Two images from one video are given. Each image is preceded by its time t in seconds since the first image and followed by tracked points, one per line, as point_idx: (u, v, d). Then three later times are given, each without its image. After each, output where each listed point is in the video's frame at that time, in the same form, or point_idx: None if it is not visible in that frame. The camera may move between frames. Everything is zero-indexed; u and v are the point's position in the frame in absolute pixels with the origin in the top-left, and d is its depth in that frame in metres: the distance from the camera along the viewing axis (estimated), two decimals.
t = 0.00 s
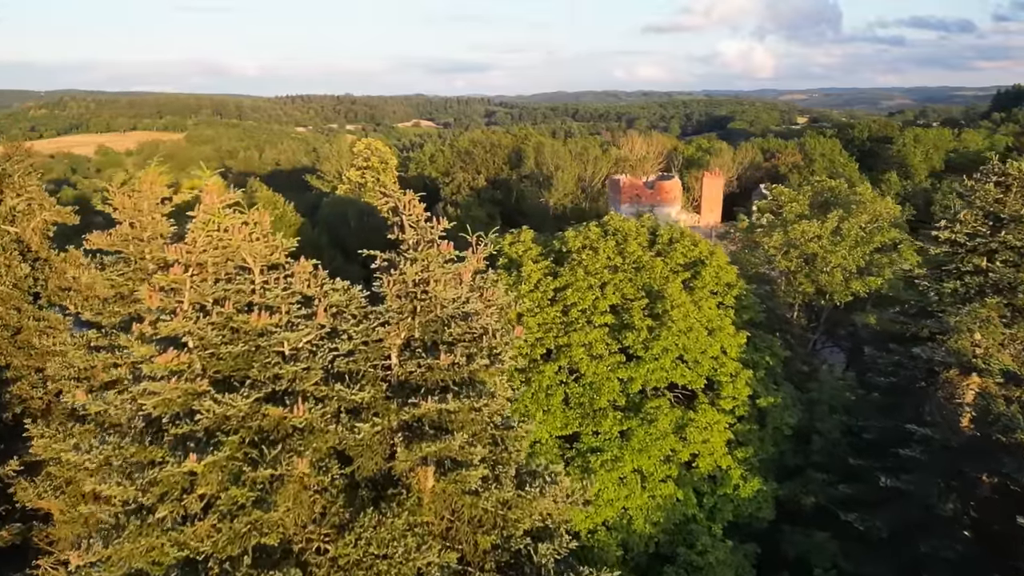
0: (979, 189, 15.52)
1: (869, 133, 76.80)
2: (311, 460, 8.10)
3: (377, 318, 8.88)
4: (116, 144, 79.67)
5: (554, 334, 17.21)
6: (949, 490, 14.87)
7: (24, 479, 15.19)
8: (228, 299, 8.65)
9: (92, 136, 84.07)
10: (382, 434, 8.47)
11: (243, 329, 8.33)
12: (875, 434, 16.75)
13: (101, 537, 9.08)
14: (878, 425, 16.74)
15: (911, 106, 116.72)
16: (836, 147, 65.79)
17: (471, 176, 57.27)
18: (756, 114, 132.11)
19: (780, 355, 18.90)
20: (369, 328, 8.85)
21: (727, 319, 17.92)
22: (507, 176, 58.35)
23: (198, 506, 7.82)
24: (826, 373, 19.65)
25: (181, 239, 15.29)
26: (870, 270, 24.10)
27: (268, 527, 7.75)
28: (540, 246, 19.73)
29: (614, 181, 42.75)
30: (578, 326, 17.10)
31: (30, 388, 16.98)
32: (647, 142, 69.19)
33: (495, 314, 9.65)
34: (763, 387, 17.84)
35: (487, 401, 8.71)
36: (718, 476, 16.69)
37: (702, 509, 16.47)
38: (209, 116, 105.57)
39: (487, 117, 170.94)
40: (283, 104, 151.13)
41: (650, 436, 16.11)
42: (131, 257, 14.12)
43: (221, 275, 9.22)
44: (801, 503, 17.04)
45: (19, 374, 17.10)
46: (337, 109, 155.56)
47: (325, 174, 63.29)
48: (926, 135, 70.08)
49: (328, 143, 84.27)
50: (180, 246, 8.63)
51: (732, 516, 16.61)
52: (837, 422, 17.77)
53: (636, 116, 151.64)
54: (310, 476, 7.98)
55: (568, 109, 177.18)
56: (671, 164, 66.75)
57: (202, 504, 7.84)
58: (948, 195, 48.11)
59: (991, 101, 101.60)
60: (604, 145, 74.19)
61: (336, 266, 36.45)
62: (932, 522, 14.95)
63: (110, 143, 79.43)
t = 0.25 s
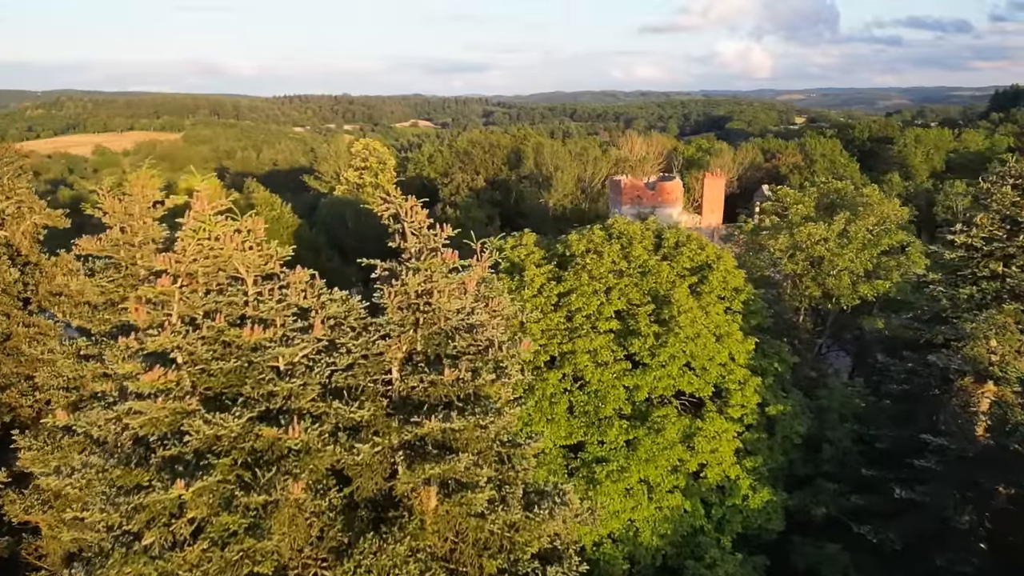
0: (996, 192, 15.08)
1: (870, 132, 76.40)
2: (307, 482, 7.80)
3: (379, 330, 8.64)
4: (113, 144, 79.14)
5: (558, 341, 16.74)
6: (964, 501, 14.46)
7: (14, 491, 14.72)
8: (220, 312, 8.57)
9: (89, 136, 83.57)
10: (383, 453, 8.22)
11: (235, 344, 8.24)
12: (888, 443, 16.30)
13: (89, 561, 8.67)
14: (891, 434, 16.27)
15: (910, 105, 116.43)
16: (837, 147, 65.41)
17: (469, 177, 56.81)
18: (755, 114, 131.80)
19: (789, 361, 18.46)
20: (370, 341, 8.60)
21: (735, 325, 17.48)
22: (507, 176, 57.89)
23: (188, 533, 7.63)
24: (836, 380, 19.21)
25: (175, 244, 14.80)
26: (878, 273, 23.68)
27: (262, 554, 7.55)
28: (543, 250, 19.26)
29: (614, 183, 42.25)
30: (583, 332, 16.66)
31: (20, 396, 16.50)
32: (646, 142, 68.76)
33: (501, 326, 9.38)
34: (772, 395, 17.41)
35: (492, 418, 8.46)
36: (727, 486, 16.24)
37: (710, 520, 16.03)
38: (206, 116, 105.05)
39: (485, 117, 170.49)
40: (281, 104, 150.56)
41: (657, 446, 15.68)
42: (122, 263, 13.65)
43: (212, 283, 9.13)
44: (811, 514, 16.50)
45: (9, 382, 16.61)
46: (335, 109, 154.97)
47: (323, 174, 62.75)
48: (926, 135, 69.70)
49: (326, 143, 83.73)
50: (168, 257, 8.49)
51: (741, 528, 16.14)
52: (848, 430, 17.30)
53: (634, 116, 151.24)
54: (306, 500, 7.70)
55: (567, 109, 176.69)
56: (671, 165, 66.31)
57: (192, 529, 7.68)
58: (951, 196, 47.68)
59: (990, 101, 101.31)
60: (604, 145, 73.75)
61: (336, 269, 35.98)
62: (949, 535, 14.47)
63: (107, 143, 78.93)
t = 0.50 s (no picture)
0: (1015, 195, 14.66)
1: (870, 133, 76.08)
2: (304, 507, 7.73)
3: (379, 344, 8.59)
4: (111, 144, 78.72)
5: (562, 348, 16.30)
6: (981, 514, 14.01)
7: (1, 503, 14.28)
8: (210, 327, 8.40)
9: (85, 137, 82.96)
10: (384, 473, 8.09)
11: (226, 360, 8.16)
12: (901, 454, 15.94)
13: None
14: (905, 444, 15.88)
15: (908, 105, 116.36)
16: (838, 148, 65.03)
17: (468, 177, 56.36)
18: (753, 114, 131.51)
19: (798, 367, 18.03)
20: (369, 355, 8.53)
21: (743, 330, 17.04)
22: (506, 177, 57.43)
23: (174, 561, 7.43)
24: (846, 387, 18.82)
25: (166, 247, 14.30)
26: (885, 276, 23.30)
27: None
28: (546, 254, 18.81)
29: (614, 183, 41.71)
30: (588, 339, 16.21)
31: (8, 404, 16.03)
32: (646, 142, 68.34)
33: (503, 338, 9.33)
34: (782, 402, 16.98)
35: (497, 436, 8.36)
36: (736, 497, 15.76)
37: (719, 532, 15.50)
38: (203, 116, 104.41)
39: (483, 117, 170.13)
40: (278, 104, 150.02)
41: (665, 456, 15.24)
42: (112, 270, 13.17)
43: (202, 294, 8.85)
44: (822, 525, 16.07)
45: None
46: (333, 109, 154.41)
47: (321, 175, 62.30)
48: (926, 136, 69.38)
49: (324, 144, 83.24)
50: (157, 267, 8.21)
51: (751, 540, 15.70)
52: (859, 439, 16.93)
53: (632, 116, 150.86)
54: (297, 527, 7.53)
55: (565, 110, 176.40)
56: (670, 165, 65.94)
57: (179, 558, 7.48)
58: (953, 196, 47.34)
59: (988, 101, 101.19)
60: (603, 145, 73.34)
61: (334, 272, 35.45)
62: (964, 548, 14.04)
63: (104, 143, 78.31)
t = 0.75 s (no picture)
0: None
1: (870, 134, 75.70)
2: (298, 537, 7.63)
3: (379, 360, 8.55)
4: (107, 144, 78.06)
5: (567, 355, 15.82)
6: (998, 527, 13.39)
7: None
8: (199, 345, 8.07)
9: (82, 137, 82.41)
10: (384, 498, 8.15)
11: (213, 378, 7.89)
12: (915, 464, 15.49)
13: None
14: (918, 453, 15.44)
15: (907, 105, 116.06)
16: (838, 148, 64.65)
17: (467, 178, 55.90)
18: (752, 114, 131.16)
19: (807, 374, 17.59)
20: (369, 372, 8.50)
21: (753, 337, 16.61)
22: (505, 178, 56.98)
23: None
24: (856, 394, 18.40)
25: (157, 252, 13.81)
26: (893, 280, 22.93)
27: None
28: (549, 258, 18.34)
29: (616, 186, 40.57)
30: (593, 346, 15.74)
31: None
32: (646, 143, 67.88)
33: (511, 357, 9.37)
34: (792, 411, 16.55)
35: (504, 457, 8.34)
36: (745, 508, 15.31)
37: (727, 545, 15.16)
38: (201, 116, 103.79)
39: (480, 117, 169.65)
40: (276, 104, 149.34)
41: (673, 466, 14.81)
42: (101, 277, 12.74)
43: (191, 308, 8.36)
44: (834, 537, 15.63)
45: None
46: (330, 109, 153.73)
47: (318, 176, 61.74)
48: (927, 136, 69.04)
49: (321, 144, 82.65)
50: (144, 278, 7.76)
51: (761, 553, 15.26)
52: (871, 448, 16.48)
53: (631, 116, 150.48)
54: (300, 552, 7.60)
55: (563, 110, 175.85)
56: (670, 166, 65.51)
57: None
58: (955, 197, 46.95)
59: (985, 101, 101.06)
60: (602, 146, 72.87)
61: (332, 275, 34.87)
62: (982, 562, 13.50)
63: (100, 144, 77.72)
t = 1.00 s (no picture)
0: None
1: (870, 134, 75.28)
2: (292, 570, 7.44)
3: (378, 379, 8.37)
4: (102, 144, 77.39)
5: (571, 364, 15.39)
6: (1017, 540, 12.74)
7: None
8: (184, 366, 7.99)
9: (78, 137, 81.82)
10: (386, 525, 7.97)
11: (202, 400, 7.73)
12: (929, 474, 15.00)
13: None
14: (932, 464, 15.18)
15: (906, 105, 115.74)
16: (839, 148, 64.27)
17: (466, 179, 55.44)
18: (750, 114, 130.78)
19: (818, 382, 17.15)
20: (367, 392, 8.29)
21: (761, 344, 16.18)
22: (504, 178, 56.50)
23: None
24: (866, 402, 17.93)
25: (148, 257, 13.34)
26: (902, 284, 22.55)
27: None
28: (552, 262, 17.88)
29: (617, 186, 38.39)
30: (599, 353, 15.29)
31: None
32: (645, 143, 67.41)
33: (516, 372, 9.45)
34: (803, 420, 16.07)
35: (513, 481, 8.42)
36: (755, 521, 14.86)
37: (737, 559, 14.71)
38: (198, 116, 103.18)
39: (478, 117, 169.13)
40: (273, 104, 148.66)
41: (680, 478, 14.36)
42: (89, 285, 12.24)
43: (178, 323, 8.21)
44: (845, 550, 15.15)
45: None
46: (327, 109, 153.04)
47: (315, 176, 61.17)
48: (928, 136, 68.68)
49: (318, 144, 82.03)
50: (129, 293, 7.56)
51: (772, 567, 14.80)
52: (883, 458, 15.98)
53: (629, 116, 150.07)
54: None
55: (560, 110, 175.33)
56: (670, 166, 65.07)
57: None
58: (958, 197, 46.49)
59: (984, 101, 100.80)
60: (601, 146, 72.38)
61: (327, 278, 34.42)
62: None
63: (97, 144, 77.15)
